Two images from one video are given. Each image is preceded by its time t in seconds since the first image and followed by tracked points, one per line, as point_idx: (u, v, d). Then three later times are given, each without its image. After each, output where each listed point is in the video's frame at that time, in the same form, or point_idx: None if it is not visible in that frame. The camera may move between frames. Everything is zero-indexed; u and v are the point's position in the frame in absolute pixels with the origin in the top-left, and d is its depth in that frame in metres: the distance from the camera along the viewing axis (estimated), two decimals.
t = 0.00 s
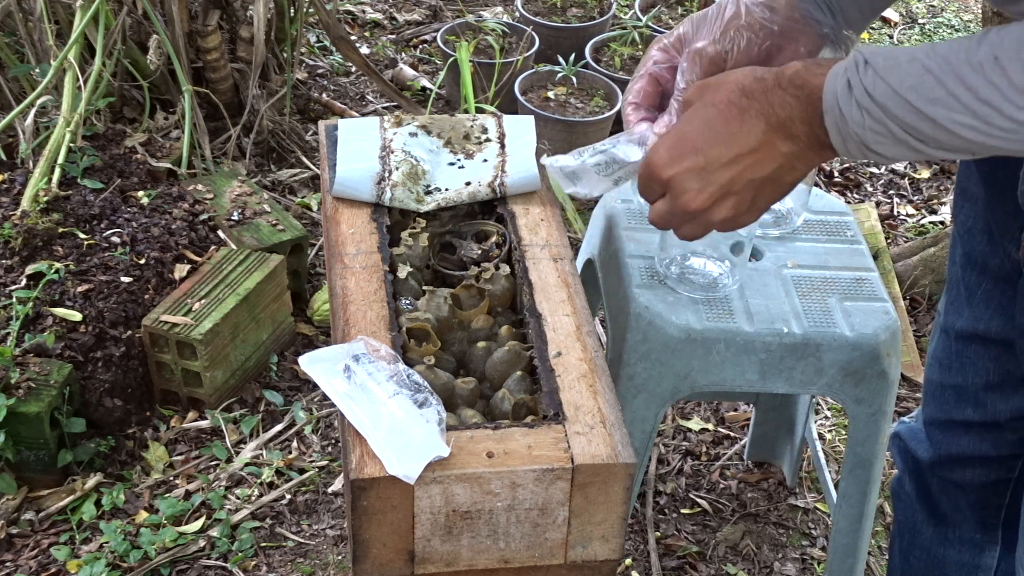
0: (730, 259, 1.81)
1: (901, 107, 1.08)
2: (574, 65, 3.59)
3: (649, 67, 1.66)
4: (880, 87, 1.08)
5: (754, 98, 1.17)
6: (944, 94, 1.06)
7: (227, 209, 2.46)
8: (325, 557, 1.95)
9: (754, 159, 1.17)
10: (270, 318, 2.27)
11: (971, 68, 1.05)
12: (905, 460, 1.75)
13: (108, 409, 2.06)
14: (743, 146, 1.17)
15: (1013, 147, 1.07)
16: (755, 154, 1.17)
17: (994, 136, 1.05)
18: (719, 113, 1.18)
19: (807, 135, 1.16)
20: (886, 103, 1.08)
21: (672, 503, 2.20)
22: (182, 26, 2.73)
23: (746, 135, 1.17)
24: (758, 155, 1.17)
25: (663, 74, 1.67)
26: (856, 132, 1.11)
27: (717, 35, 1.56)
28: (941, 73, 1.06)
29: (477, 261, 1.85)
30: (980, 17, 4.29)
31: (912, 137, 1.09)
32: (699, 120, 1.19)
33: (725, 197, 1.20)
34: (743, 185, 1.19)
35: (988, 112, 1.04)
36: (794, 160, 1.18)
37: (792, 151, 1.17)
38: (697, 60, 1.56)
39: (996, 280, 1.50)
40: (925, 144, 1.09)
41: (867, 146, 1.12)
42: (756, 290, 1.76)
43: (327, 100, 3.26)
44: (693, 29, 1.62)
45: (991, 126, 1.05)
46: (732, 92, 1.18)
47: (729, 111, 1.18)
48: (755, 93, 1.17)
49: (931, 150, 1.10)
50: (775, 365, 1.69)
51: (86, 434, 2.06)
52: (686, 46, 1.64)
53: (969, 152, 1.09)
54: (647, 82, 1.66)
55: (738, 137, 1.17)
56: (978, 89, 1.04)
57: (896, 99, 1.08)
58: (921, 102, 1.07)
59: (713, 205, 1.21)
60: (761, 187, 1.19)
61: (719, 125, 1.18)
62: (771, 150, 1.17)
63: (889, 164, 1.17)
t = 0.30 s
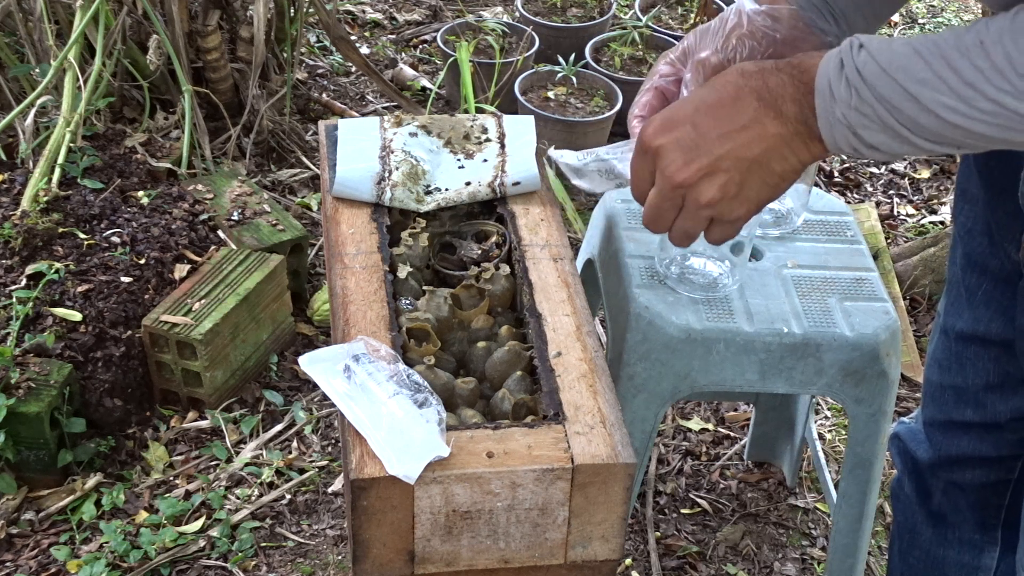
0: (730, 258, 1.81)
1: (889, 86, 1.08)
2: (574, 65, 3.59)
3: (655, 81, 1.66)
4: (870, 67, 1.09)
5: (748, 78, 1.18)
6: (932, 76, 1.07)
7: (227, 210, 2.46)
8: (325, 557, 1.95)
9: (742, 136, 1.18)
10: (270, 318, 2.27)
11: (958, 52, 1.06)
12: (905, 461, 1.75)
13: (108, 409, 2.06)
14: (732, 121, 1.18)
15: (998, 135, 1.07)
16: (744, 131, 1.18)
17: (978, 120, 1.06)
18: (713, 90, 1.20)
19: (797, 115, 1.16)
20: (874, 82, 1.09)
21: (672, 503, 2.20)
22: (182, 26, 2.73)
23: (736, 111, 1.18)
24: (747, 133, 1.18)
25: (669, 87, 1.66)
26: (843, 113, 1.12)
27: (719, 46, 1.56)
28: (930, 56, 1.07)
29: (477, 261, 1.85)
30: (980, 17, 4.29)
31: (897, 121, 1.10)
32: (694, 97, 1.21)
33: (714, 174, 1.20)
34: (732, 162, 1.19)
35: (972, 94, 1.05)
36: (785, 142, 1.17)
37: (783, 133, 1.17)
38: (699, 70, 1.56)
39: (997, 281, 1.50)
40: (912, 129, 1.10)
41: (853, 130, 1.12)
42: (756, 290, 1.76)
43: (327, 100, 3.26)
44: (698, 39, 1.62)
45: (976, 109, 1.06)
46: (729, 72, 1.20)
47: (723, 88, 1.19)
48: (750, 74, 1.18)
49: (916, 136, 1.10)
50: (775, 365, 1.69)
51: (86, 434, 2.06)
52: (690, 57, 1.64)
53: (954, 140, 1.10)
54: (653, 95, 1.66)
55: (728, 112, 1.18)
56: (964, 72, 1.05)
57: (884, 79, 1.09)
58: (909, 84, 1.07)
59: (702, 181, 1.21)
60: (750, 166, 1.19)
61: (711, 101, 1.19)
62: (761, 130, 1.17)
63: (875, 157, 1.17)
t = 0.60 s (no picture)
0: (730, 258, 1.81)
1: (893, 106, 1.04)
2: (574, 65, 3.59)
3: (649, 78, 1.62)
4: (871, 88, 1.05)
5: (734, 109, 1.13)
6: (937, 93, 1.02)
7: (227, 209, 2.46)
8: (325, 557, 1.95)
9: (739, 171, 1.14)
10: (270, 318, 2.27)
11: (962, 66, 1.01)
12: (905, 461, 1.75)
13: (108, 409, 2.06)
14: (725, 159, 1.13)
15: (1010, 147, 1.03)
16: (739, 166, 1.14)
17: (989, 134, 1.02)
18: (701, 126, 1.14)
19: (792, 143, 1.12)
20: (877, 103, 1.05)
21: (672, 503, 2.20)
22: (182, 26, 2.73)
23: (729, 147, 1.13)
24: (743, 167, 1.14)
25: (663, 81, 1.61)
26: (846, 135, 1.07)
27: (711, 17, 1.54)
28: (933, 72, 1.03)
29: (477, 261, 1.85)
30: (980, 17, 4.29)
31: (904, 140, 1.06)
32: (681, 135, 1.15)
33: (713, 209, 1.17)
34: (730, 197, 1.16)
35: (982, 109, 1.01)
36: (782, 169, 1.14)
37: (778, 161, 1.13)
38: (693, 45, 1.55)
39: (997, 280, 1.50)
40: (918, 147, 1.06)
41: (858, 150, 1.08)
42: (756, 290, 1.77)
43: (327, 100, 3.27)
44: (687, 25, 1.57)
45: (987, 124, 1.01)
46: (715, 104, 1.14)
47: (711, 124, 1.14)
48: (736, 103, 1.13)
49: (925, 153, 1.06)
50: (775, 365, 1.69)
51: (86, 434, 2.06)
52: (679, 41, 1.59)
53: (964, 155, 1.05)
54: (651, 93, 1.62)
55: (721, 148, 1.13)
56: (971, 86, 1.01)
57: (887, 99, 1.04)
58: (913, 103, 1.03)
59: (701, 217, 1.18)
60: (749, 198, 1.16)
61: (702, 138, 1.14)
62: (756, 162, 1.13)
63: (881, 172, 1.13)
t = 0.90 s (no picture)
0: (730, 258, 1.81)
1: (896, 119, 1.03)
2: (574, 65, 3.59)
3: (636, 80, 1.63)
4: (875, 100, 1.04)
5: (746, 105, 1.11)
6: (940, 107, 1.01)
7: (227, 209, 2.46)
8: (326, 557, 1.95)
9: (727, 164, 1.12)
10: (270, 318, 2.27)
11: (965, 80, 1.01)
12: (905, 461, 1.75)
13: (108, 409, 2.06)
14: (720, 149, 1.11)
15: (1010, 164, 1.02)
16: (728, 159, 1.11)
17: (991, 150, 1.01)
18: (707, 109, 1.12)
19: (790, 153, 1.10)
20: (881, 115, 1.03)
21: (672, 503, 2.20)
22: (182, 26, 2.73)
23: (727, 138, 1.11)
24: (733, 161, 1.11)
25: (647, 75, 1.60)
26: (848, 148, 1.05)
27: (689, 7, 1.55)
28: (937, 85, 1.02)
29: (477, 261, 1.85)
30: (980, 17, 4.29)
31: (906, 155, 1.04)
32: (686, 111, 1.13)
33: (689, 190, 1.16)
34: (707, 185, 1.14)
35: (985, 123, 1.00)
36: (770, 180, 1.12)
37: (770, 169, 1.11)
38: (673, 33, 1.54)
39: (994, 280, 1.50)
40: (918, 164, 1.04)
41: (858, 166, 1.06)
42: (756, 290, 1.77)
43: (327, 100, 3.27)
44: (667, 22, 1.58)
45: (989, 139, 1.01)
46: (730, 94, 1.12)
47: (719, 110, 1.11)
48: (750, 101, 1.11)
49: (926, 170, 1.05)
50: (775, 365, 1.69)
51: (86, 434, 2.06)
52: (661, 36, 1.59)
53: (963, 173, 1.04)
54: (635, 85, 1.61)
55: (720, 135, 1.11)
56: (974, 100, 1.00)
57: (891, 112, 1.03)
58: (916, 116, 1.02)
59: (675, 194, 1.16)
60: (727, 194, 1.14)
61: (704, 122, 1.11)
62: (747, 162, 1.11)
63: (877, 192, 1.11)
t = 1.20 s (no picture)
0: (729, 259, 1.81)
1: (898, 132, 1.02)
2: (574, 65, 3.59)
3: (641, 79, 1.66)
4: (878, 114, 1.03)
5: (755, 119, 1.11)
6: (941, 119, 1.00)
7: (227, 210, 2.46)
8: (325, 557, 1.95)
9: (729, 174, 1.14)
10: (270, 318, 2.27)
11: (968, 92, 0.99)
12: (905, 461, 1.75)
13: (108, 409, 2.06)
14: (723, 160, 1.13)
15: (1014, 178, 0.99)
16: (731, 170, 1.13)
17: (994, 163, 0.99)
18: (716, 118, 1.13)
19: (794, 168, 1.10)
20: (883, 129, 1.02)
21: (672, 503, 2.20)
22: (182, 26, 2.73)
23: (732, 150, 1.12)
24: (736, 172, 1.13)
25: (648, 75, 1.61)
26: (851, 163, 1.05)
27: (690, 5, 1.54)
28: (940, 98, 1.00)
29: (477, 261, 1.85)
30: (979, 17, 4.28)
31: (908, 169, 1.02)
32: (696, 118, 1.15)
33: (693, 194, 1.19)
34: (711, 192, 1.17)
35: (986, 136, 0.98)
36: (773, 193, 1.13)
37: (773, 182, 1.12)
38: (674, 33, 1.54)
39: (994, 279, 1.50)
40: (920, 178, 1.02)
41: (860, 180, 1.05)
42: (756, 290, 1.76)
43: (327, 100, 3.27)
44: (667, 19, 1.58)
45: (990, 152, 0.99)
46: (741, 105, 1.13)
47: (727, 120, 1.12)
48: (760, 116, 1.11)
49: (929, 185, 1.03)
50: (775, 365, 1.69)
51: (86, 434, 2.06)
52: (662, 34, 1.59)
53: (967, 188, 1.02)
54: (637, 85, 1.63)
55: (724, 145, 1.12)
56: (976, 112, 0.99)
57: (893, 125, 1.02)
58: (918, 128, 1.01)
59: (679, 195, 1.20)
60: (729, 202, 1.17)
61: (711, 130, 1.13)
62: (752, 173, 1.12)
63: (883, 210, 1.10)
